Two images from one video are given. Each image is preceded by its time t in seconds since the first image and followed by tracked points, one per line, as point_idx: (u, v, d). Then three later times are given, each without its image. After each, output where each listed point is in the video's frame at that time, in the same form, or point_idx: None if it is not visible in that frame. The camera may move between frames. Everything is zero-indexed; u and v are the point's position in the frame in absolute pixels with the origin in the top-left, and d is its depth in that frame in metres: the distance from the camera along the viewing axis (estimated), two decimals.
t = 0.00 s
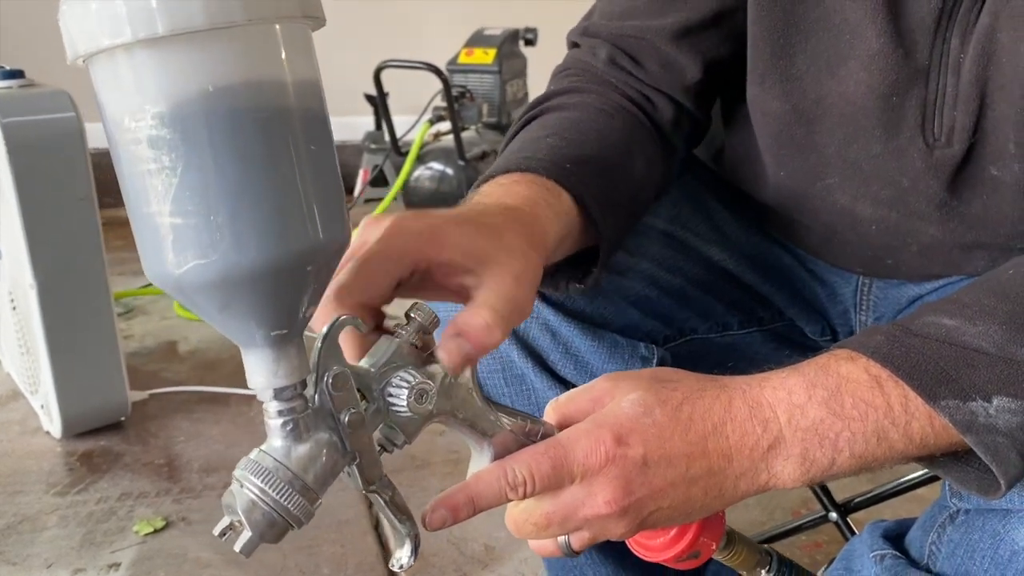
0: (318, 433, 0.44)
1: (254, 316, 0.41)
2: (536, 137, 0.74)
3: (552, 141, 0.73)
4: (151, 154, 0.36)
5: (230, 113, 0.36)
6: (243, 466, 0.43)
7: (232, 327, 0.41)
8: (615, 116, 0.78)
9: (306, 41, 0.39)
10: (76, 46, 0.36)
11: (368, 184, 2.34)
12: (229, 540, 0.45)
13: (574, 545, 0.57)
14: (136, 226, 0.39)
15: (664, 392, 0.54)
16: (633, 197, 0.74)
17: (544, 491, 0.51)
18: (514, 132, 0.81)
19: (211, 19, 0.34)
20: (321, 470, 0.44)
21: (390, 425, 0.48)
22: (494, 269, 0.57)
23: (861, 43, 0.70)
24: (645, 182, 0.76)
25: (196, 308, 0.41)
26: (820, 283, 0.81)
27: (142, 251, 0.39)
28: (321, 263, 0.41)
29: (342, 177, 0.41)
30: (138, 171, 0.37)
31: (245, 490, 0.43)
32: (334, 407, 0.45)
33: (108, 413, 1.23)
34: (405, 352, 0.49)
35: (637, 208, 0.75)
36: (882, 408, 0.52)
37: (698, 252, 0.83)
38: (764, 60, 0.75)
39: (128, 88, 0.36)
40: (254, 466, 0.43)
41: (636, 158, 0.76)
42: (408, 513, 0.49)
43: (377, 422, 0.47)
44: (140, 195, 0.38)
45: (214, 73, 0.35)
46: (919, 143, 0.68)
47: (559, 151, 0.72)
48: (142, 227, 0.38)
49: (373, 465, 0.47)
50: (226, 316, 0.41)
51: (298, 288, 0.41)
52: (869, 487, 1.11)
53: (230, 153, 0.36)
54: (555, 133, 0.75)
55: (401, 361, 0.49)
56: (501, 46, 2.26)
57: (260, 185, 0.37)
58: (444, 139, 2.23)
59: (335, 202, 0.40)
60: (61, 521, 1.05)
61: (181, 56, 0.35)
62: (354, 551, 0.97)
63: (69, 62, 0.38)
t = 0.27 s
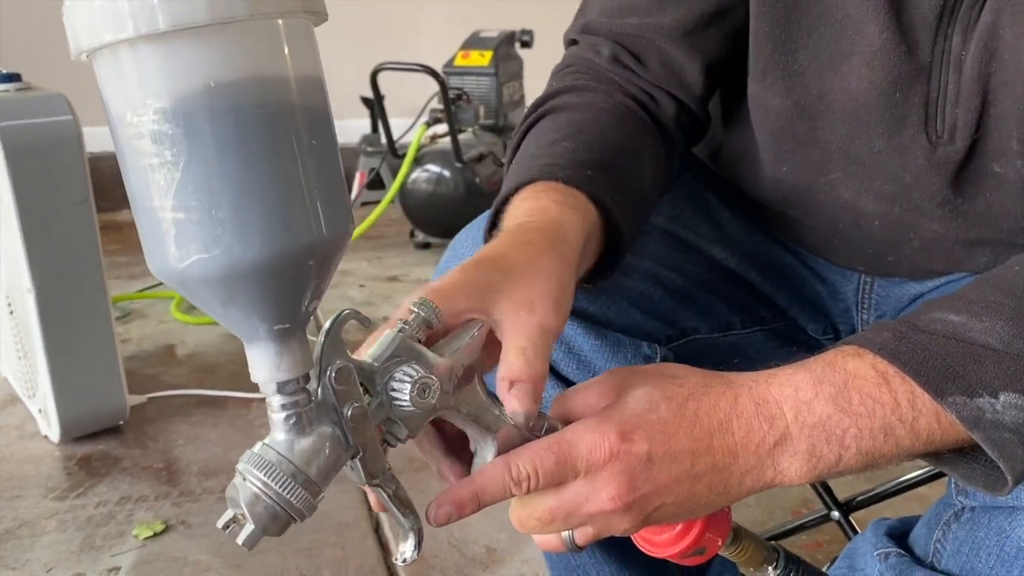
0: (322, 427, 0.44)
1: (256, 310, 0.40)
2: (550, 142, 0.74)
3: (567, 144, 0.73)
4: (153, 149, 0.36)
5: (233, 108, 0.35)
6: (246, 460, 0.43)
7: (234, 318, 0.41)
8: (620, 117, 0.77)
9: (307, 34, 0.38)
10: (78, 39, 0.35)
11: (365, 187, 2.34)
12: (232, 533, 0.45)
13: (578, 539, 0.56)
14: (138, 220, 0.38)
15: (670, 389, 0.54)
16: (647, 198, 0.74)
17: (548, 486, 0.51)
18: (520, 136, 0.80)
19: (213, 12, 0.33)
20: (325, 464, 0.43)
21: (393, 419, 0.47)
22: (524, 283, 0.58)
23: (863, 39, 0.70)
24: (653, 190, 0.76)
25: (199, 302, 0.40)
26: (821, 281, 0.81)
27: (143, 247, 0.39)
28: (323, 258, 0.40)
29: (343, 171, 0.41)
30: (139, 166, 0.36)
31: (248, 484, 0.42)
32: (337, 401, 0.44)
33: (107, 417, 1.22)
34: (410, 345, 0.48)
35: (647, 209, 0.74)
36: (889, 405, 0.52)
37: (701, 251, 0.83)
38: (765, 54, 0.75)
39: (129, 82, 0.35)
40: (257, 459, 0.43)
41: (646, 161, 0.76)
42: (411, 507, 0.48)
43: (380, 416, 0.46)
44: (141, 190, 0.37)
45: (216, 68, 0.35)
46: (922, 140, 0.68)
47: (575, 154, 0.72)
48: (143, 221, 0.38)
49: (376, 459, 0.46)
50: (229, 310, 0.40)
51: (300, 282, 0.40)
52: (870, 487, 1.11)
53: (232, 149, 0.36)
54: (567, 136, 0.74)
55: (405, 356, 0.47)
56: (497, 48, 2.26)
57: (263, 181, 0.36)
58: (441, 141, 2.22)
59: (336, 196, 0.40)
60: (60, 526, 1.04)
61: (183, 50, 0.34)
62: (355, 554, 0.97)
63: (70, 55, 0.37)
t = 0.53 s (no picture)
0: (325, 407, 0.44)
1: (263, 285, 0.39)
2: (555, 156, 0.73)
3: (574, 160, 0.72)
4: (162, 116, 0.35)
5: (244, 74, 0.34)
6: (247, 438, 0.43)
7: (241, 295, 0.40)
8: (621, 123, 0.77)
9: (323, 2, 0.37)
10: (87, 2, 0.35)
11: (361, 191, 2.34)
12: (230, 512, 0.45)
13: (577, 528, 0.55)
14: (144, 189, 0.37)
15: (674, 376, 0.54)
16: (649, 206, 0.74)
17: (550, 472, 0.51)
18: (521, 142, 0.79)
19: None
20: (327, 443, 0.43)
21: (396, 401, 0.47)
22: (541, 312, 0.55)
23: (862, 36, 0.70)
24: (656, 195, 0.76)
25: (205, 276, 0.39)
26: (819, 282, 0.82)
27: (149, 217, 0.38)
28: (332, 234, 0.39)
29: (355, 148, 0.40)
30: (148, 133, 0.35)
31: (249, 462, 0.42)
32: (341, 380, 0.44)
33: (105, 421, 1.22)
34: (415, 325, 0.48)
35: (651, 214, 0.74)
36: (893, 395, 0.52)
37: (700, 250, 0.83)
38: (764, 52, 0.75)
39: (139, 46, 0.34)
40: (258, 438, 0.43)
41: (647, 168, 0.76)
42: (411, 488, 0.48)
43: (383, 397, 0.47)
44: (149, 157, 0.36)
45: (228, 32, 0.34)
46: (919, 138, 0.69)
47: (584, 170, 0.71)
48: (150, 191, 0.37)
49: (379, 440, 0.46)
50: (235, 285, 0.39)
51: (309, 259, 0.39)
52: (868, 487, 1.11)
53: (243, 117, 0.35)
54: (572, 148, 0.73)
55: (410, 337, 0.48)
56: (492, 52, 2.27)
57: (273, 151, 0.35)
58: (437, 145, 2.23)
59: (348, 174, 0.39)
60: (58, 531, 1.04)
61: (195, 14, 0.33)
62: (354, 558, 0.97)
63: (79, 20, 0.36)
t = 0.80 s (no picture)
0: (314, 402, 0.44)
1: (251, 281, 0.39)
2: (545, 156, 0.73)
3: (563, 159, 0.72)
4: (148, 111, 0.35)
5: (231, 71, 0.34)
6: (235, 433, 0.43)
7: (228, 292, 0.40)
8: (612, 123, 0.77)
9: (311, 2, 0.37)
10: None
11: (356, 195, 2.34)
12: (219, 507, 0.45)
13: (569, 523, 0.55)
14: (131, 185, 0.37)
15: (665, 371, 0.54)
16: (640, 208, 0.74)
17: (542, 467, 0.52)
18: (511, 146, 0.79)
19: None
20: (316, 438, 0.44)
21: (386, 397, 0.47)
22: (528, 311, 0.56)
23: (851, 40, 0.71)
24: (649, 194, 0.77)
25: (192, 273, 0.39)
26: (812, 282, 0.82)
27: (136, 214, 0.38)
28: (319, 229, 0.39)
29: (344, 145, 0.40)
30: (134, 129, 0.35)
31: (237, 458, 0.42)
32: (330, 375, 0.44)
33: (99, 426, 1.22)
34: (404, 321, 0.48)
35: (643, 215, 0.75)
36: (885, 390, 0.52)
37: (693, 252, 0.84)
38: (754, 55, 0.76)
39: (125, 42, 0.34)
40: (247, 433, 0.43)
41: (638, 166, 0.76)
42: (401, 484, 0.48)
43: (374, 393, 0.47)
44: (135, 153, 0.36)
45: (215, 28, 0.34)
46: (909, 141, 0.69)
47: (574, 169, 0.71)
48: (137, 186, 0.37)
49: (369, 436, 0.46)
50: (222, 281, 0.39)
51: (296, 254, 0.39)
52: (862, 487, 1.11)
53: (229, 114, 0.35)
54: (562, 148, 0.73)
55: (399, 332, 0.48)
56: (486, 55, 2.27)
57: (260, 148, 0.36)
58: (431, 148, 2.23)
59: (335, 170, 0.39)
60: (52, 537, 1.03)
61: (181, 11, 0.33)
62: (349, 562, 0.97)
63: (64, 17, 0.36)
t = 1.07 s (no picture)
0: (308, 407, 0.44)
1: (246, 283, 0.40)
2: (533, 161, 0.73)
3: (551, 163, 0.72)
4: (143, 116, 0.35)
5: (225, 76, 0.35)
6: (230, 437, 0.43)
7: (224, 294, 0.40)
8: (600, 128, 0.78)
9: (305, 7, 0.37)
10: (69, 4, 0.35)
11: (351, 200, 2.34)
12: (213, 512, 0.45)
13: (565, 526, 0.56)
14: (126, 188, 0.38)
15: (658, 373, 0.54)
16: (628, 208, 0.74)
17: (536, 469, 0.52)
18: (499, 153, 0.80)
19: None
20: (311, 442, 0.44)
21: (380, 401, 0.48)
22: (521, 315, 0.56)
23: (839, 46, 0.71)
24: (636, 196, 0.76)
25: (188, 276, 0.40)
26: (805, 285, 0.83)
27: (132, 217, 0.38)
28: (314, 233, 0.40)
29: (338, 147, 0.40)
30: (130, 133, 0.36)
31: (232, 462, 0.43)
32: (325, 380, 0.45)
33: (95, 432, 1.22)
34: (398, 324, 0.48)
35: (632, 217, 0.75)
36: (877, 391, 0.52)
37: (685, 254, 0.84)
38: (743, 63, 0.76)
39: (120, 48, 0.34)
40: (242, 437, 0.43)
41: (627, 169, 0.76)
42: (396, 489, 0.48)
43: (368, 396, 0.47)
44: (131, 157, 0.36)
45: (209, 33, 0.34)
46: (899, 145, 0.70)
47: (561, 173, 0.71)
48: (132, 190, 0.37)
49: (363, 441, 0.47)
50: (217, 284, 0.40)
51: (291, 257, 0.40)
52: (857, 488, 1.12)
53: (224, 118, 0.35)
54: (550, 153, 0.74)
55: (394, 335, 0.48)
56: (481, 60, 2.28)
57: (254, 153, 0.36)
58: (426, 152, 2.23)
59: (330, 173, 0.39)
60: (48, 543, 1.03)
61: (175, 17, 0.33)
62: (346, 566, 0.97)
63: (61, 22, 0.37)
